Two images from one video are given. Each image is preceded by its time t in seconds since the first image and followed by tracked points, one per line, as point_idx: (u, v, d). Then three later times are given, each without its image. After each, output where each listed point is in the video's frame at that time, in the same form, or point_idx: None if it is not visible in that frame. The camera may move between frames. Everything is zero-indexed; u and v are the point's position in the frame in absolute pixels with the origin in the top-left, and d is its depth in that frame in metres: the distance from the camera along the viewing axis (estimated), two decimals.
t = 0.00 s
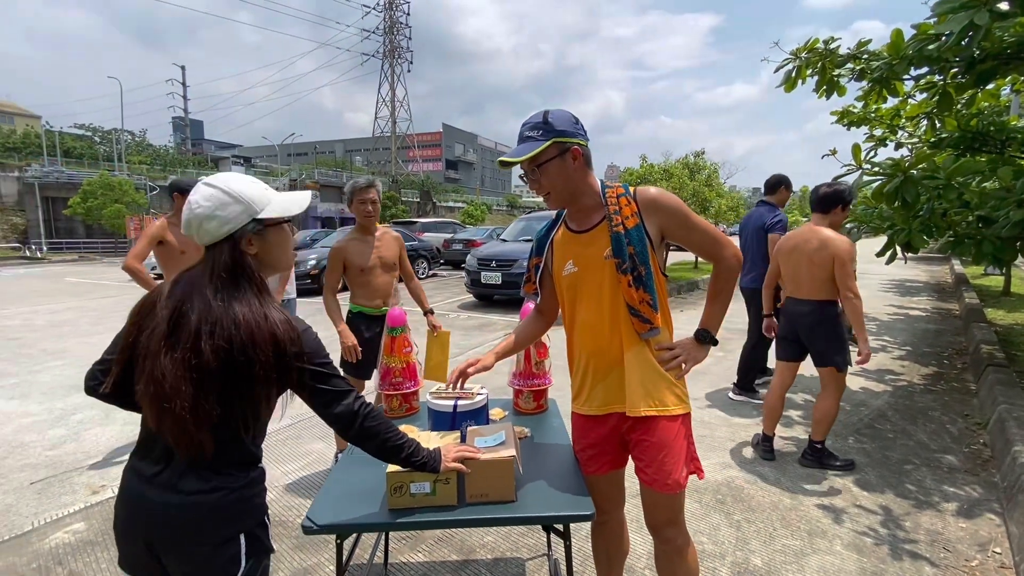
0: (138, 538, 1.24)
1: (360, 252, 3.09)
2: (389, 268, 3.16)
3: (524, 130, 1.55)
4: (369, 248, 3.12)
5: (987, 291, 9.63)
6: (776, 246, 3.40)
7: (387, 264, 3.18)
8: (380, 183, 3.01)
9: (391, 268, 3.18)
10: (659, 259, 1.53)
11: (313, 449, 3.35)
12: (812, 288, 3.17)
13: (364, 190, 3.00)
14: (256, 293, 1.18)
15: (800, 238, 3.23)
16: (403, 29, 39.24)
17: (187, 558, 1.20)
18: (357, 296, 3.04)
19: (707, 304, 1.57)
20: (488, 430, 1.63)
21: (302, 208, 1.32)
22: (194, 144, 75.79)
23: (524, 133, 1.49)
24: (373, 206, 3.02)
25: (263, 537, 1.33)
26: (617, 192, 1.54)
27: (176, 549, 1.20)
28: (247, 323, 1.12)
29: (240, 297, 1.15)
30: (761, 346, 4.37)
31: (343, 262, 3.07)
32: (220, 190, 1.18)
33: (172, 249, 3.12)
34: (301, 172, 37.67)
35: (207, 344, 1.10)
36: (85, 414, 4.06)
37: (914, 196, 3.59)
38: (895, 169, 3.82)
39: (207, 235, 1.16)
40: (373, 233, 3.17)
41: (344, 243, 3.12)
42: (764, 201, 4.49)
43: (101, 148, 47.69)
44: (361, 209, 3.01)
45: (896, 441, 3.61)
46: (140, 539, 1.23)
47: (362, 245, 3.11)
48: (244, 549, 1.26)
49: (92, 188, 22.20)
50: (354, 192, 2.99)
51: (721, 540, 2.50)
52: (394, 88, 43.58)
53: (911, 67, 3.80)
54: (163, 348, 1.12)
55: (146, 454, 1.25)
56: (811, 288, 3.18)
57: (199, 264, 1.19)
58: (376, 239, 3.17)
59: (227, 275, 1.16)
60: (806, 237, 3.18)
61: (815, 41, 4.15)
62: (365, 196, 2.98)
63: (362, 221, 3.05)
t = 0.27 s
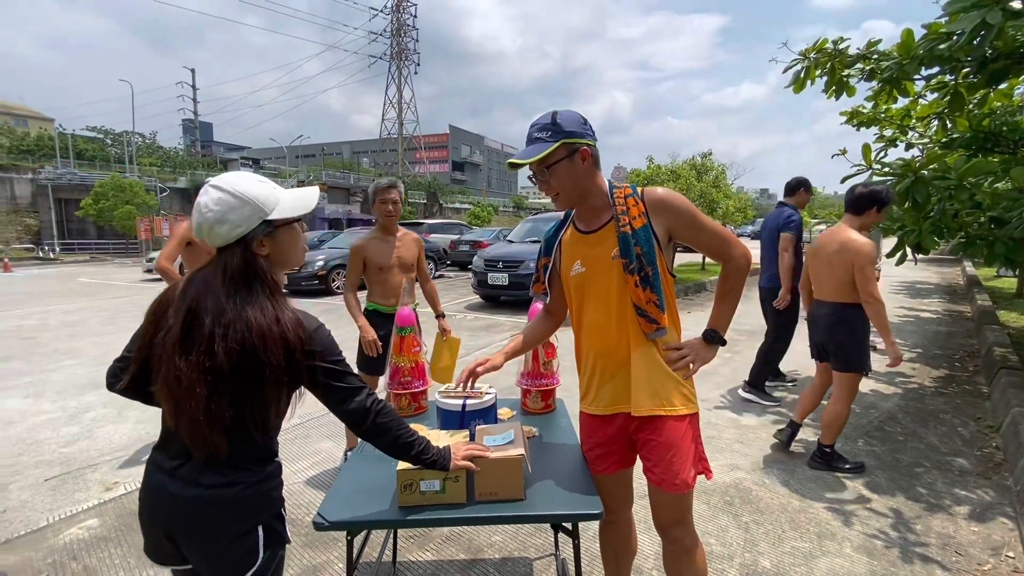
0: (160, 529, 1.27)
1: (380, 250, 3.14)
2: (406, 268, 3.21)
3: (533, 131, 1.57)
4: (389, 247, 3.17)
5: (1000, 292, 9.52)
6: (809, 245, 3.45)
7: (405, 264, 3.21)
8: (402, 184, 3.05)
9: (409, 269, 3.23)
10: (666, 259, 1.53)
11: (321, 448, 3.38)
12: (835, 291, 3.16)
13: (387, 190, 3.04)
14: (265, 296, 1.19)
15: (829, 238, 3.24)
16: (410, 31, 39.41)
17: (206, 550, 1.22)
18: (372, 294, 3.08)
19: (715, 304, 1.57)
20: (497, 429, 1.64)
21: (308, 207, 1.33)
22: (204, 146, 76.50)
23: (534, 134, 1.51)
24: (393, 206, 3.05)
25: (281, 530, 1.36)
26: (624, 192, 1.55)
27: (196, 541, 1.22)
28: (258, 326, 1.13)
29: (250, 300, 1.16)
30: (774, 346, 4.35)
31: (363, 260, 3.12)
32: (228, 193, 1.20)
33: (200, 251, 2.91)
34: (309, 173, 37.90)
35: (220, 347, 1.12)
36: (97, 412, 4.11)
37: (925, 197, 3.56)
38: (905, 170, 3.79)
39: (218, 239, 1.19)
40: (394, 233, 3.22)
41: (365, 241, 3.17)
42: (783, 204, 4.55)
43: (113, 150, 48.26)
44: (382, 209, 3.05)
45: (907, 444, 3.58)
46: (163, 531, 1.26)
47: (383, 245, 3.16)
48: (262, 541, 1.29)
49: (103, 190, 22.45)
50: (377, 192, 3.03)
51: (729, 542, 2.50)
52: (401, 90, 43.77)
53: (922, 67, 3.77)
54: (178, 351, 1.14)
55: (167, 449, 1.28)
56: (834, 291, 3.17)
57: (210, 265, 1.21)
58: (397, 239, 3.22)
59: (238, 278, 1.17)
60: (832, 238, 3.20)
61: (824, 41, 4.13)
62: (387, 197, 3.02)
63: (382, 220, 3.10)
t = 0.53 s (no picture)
0: (192, 531, 1.29)
1: (396, 253, 3.16)
2: (422, 270, 3.20)
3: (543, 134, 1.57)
4: (405, 250, 3.17)
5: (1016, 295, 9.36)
6: (846, 242, 3.43)
7: (420, 267, 3.21)
8: (419, 187, 3.03)
9: (425, 271, 3.24)
10: (676, 262, 1.53)
11: (331, 448, 3.41)
12: (853, 292, 3.14)
13: (404, 193, 3.03)
14: (278, 301, 1.20)
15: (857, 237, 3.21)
16: (419, 34, 39.65)
17: (240, 551, 1.24)
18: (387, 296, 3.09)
19: (726, 308, 1.56)
20: (506, 431, 1.65)
21: (322, 212, 1.34)
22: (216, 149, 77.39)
23: (545, 137, 1.52)
24: (411, 209, 3.04)
25: (306, 531, 1.36)
26: (635, 196, 1.55)
27: (229, 543, 1.24)
28: (272, 331, 1.15)
29: (263, 305, 1.17)
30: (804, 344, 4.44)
31: (380, 262, 3.14)
32: (242, 201, 1.22)
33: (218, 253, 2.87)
34: (319, 176, 38.21)
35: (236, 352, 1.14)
36: (112, 412, 4.18)
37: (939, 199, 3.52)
38: (919, 172, 3.79)
39: (233, 247, 1.21)
40: (411, 235, 3.23)
41: (382, 243, 3.19)
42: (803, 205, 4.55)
43: (127, 153, 48.99)
44: (400, 211, 3.05)
45: (920, 448, 3.54)
46: (193, 533, 1.28)
47: (399, 247, 3.17)
48: (288, 543, 1.29)
49: (118, 193, 22.81)
50: (394, 195, 3.02)
51: (739, 546, 2.48)
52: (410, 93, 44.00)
53: (936, 67, 3.73)
54: (196, 357, 1.16)
55: (193, 453, 1.30)
56: (852, 292, 3.15)
57: (223, 272, 1.23)
58: (413, 241, 3.23)
59: (251, 284, 1.20)
60: (856, 240, 3.16)
61: (835, 42, 4.09)
62: (404, 199, 3.01)
63: (400, 223, 3.09)
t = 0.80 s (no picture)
0: (205, 529, 1.31)
1: (407, 258, 3.17)
2: (432, 275, 3.22)
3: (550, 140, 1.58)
4: (416, 254, 3.19)
5: None
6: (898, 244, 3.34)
7: (431, 271, 3.23)
8: (430, 192, 3.05)
9: (435, 275, 3.25)
10: (683, 268, 1.52)
11: (342, 450, 3.44)
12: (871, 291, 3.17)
13: (415, 198, 3.05)
14: (285, 307, 1.22)
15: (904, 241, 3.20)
16: (431, 39, 39.90)
17: (251, 551, 1.27)
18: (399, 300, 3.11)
19: (734, 314, 1.56)
20: (513, 436, 1.66)
21: (332, 219, 1.36)
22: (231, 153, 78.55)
23: (552, 144, 1.52)
24: (421, 214, 3.06)
25: (315, 533, 1.38)
26: (642, 201, 1.55)
27: (241, 542, 1.27)
28: (278, 337, 1.17)
29: (271, 312, 1.19)
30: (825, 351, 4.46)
31: (391, 266, 3.16)
32: (253, 209, 1.25)
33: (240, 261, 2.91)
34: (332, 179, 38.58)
35: (244, 356, 1.16)
36: (129, 412, 4.26)
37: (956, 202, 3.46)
38: (935, 175, 3.70)
39: (245, 253, 1.24)
40: (421, 239, 3.24)
41: (393, 247, 3.21)
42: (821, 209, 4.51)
43: (145, 158, 49.92)
44: (411, 216, 3.06)
45: (937, 456, 3.47)
46: (205, 531, 1.31)
47: (410, 252, 3.18)
48: (297, 544, 1.31)
49: (136, 197, 23.23)
50: (405, 200, 3.04)
51: (749, 553, 2.46)
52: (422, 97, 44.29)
53: (953, 69, 3.66)
54: (207, 361, 1.20)
55: (207, 452, 1.33)
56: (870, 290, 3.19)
57: (235, 276, 1.26)
58: (423, 246, 3.24)
59: (260, 289, 1.22)
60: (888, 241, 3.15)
61: (849, 44, 4.04)
62: (414, 205, 3.03)
63: (411, 228, 3.11)
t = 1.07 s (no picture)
0: (197, 533, 1.31)
1: (410, 261, 3.20)
2: (436, 278, 3.25)
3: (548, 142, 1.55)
4: (419, 258, 3.21)
5: None
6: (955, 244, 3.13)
7: (434, 275, 3.26)
8: (431, 196, 3.13)
9: (439, 278, 3.26)
10: (683, 274, 1.49)
11: (348, 453, 3.44)
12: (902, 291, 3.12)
13: (417, 203, 3.10)
14: (277, 310, 1.20)
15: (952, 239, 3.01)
16: (446, 43, 40.19)
17: (241, 556, 1.26)
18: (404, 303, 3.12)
19: (738, 321, 1.51)
20: (510, 443, 1.64)
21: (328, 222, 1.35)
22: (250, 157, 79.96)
23: (550, 144, 1.49)
24: (424, 217, 3.10)
25: (307, 539, 1.37)
26: (642, 205, 1.52)
27: (232, 548, 1.26)
28: (267, 341, 1.16)
29: (262, 316, 1.18)
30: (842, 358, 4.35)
31: (395, 270, 3.18)
32: (248, 211, 1.24)
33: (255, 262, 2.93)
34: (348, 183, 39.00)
35: (235, 360, 1.15)
36: (142, 412, 4.32)
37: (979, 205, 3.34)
38: (956, 178, 3.58)
39: (238, 255, 1.23)
40: (424, 243, 3.26)
41: (396, 252, 3.23)
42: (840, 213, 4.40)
43: (168, 163, 51.07)
44: (413, 220, 3.09)
45: (957, 468, 3.35)
46: (196, 535, 1.30)
47: (413, 256, 3.21)
48: (288, 550, 1.30)
49: (158, 201, 23.75)
50: (407, 205, 3.08)
51: (757, 567, 2.39)
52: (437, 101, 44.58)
53: (974, 69, 3.55)
54: (199, 364, 1.19)
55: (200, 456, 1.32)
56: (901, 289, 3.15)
57: (229, 279, 1.25)
58: (426, 250, 3.26)
59: (252, 292, 1.20)
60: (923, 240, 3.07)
61: (866, 44, 3.95)
62: (416, 209, 3.07)
63: (414, 232, 3.14)
